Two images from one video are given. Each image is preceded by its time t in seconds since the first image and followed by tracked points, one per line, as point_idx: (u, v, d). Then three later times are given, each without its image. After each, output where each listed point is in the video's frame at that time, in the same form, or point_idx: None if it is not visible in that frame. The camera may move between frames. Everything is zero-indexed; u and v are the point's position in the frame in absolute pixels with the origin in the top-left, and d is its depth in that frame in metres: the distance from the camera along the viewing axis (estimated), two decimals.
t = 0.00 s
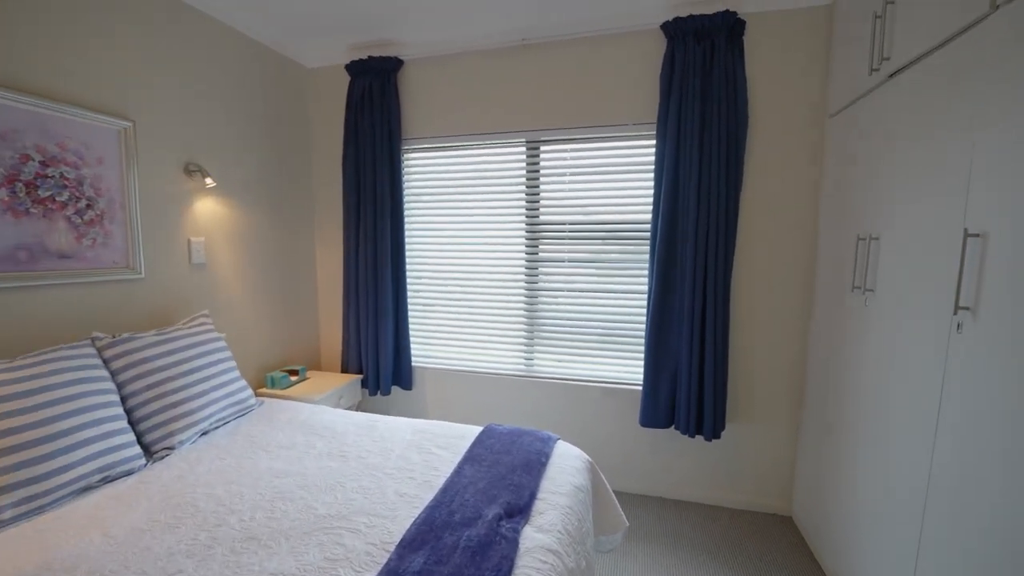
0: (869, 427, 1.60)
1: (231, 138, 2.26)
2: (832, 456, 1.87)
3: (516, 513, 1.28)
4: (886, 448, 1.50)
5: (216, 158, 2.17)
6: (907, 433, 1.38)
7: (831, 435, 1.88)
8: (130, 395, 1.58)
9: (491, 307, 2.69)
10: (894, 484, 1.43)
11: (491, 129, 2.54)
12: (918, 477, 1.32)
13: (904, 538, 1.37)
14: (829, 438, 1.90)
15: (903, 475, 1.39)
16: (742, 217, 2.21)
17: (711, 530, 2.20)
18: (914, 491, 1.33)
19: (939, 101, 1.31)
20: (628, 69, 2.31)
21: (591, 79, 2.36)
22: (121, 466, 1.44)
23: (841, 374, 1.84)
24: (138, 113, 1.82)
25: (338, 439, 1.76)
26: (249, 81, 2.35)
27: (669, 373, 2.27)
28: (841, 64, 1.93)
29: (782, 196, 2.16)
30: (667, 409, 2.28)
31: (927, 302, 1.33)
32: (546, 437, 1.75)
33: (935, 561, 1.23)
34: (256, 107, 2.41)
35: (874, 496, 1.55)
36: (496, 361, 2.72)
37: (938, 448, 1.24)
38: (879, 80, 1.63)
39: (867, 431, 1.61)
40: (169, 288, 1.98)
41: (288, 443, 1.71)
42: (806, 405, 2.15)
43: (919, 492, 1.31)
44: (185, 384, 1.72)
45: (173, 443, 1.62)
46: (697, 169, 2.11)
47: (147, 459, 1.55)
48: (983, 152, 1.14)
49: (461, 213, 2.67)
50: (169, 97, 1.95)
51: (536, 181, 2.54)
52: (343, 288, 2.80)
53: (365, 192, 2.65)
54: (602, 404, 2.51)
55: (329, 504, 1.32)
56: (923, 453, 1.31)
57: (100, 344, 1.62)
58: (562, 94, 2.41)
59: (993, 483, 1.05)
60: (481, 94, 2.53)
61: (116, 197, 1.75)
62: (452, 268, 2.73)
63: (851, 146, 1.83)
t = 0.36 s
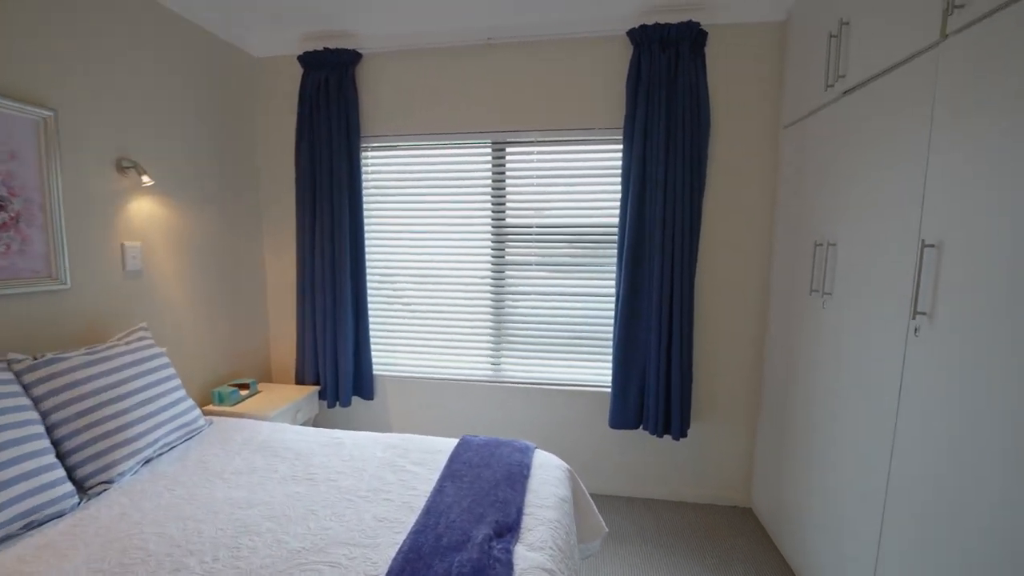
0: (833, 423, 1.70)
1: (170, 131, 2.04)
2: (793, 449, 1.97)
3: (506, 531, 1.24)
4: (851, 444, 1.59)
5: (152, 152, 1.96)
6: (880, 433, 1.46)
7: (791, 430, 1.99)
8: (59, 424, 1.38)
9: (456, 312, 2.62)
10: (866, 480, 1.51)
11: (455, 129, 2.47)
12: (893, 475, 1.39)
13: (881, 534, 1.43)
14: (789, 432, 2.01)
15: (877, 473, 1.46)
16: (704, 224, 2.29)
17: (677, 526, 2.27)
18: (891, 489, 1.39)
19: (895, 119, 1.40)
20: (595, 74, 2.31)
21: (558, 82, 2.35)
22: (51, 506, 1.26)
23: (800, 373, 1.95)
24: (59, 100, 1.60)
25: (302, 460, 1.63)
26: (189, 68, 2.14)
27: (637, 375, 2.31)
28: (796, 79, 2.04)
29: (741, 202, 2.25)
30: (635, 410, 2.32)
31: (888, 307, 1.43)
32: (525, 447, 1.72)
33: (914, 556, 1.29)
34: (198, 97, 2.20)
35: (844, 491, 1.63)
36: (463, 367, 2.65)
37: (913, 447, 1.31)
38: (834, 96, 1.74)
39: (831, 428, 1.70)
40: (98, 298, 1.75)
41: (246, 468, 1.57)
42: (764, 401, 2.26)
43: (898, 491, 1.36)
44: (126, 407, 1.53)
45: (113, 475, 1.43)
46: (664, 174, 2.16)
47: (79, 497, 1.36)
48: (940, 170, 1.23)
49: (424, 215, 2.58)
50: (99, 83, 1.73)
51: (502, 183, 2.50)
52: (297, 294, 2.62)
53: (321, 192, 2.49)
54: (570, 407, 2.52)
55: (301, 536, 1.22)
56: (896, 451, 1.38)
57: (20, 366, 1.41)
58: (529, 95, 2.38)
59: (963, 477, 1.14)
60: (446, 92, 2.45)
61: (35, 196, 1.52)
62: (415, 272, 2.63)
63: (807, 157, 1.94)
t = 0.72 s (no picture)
0: (794, 414, 1.78)
1: (92, 118, 1.81)
2: (755, 441, 2.05)
3: (495, 545, 1.18)
4: (811, 433, 1.67)
5: (71, 142, 1.72)
6: (859, 430, 1.43)
7: (754, 422, 2.07)
8: None
9: (420, 316, 2.51)
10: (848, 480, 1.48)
11: (417, 125, 2.37)
12: (875, 472, 1.35)
13: (871, 538, 1.37)
14: (751, 424, 2.09)
15: (856, 469, 1.44)
16: (668, 224, 2.34)
17: (647, 521, 2.30)
18: (879, 489, 1.34)
19: (852, 125, 1.49)
20: (560, 74, 2.30)
21: (523, 80, 2.32)
22: None
23: (761, 367, 2.03)
24: None
25: (260, 484, 1.49)
26: (116, 48, 1.91)
27: (606, 374, 2.32)
28: (751, 85, 2.13)
29: (702, 203, 2.32)
30: (605, 409, 2.33)
31: (846, 302, 1.51)
32: (503, 454, 1.67)
33: (907, 560, 1.23)
34: (126, 82, 1.97)
35: (823, 491, 1.60)
36: (427, 373, 2.55)
37: (894, 442, 1.28)
38: (790, 102, 1.82)
39: (793, 418, 1.78)
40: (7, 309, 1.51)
41: (196, 496, 1.40)
42: (725, 394, 2.35)
43: (885, 489, 1.32)
44: (45, 436, 1.32)
45: (31, 516, 1.23)
46: (630, 175, 2.19)
47: None
48: (893, 172, 1.30)
49: (384, 215, 2.46)
50: (4, 60, 1.49)
51: (466, 182, 2.43)
52: (244, 299, 2.41)
53: (270, 189, 2.31)
54: (539, 409, 2.50)
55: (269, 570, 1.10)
56: (861, 440, 1.42)
57: None
58: (494, 92, 2.33)
59: (950, 467, 1.11)
60: (407, 87, 2.35)
61: None
62: (375, 274, 2.50)
63: (764, 160, 2.03)
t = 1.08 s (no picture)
0: (763, 406, 1.84)
1: None
2: (724, 434, 2.11)
3: (490, 560, 1.12)
4: (782, 425, 1.73)
5: None
6: (852, 429, 1.40)
7: (721, 415, 2.13)
8: None
9: (382, 319, 2.37)
10: (843, 482, 1.44)
11: (378, 117, 2.24)
12: (860, 468, 1.37)
13: (870, 541, 1.33)
14: (719, 418, 2.15)
15: (838, 465, 1.46)
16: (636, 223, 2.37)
17: (618, 517, 2.31)
18: (879, 490, 1.31)
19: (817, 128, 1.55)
20: (529, 69, 2.26)
21: (490, 75, 2.25)
22: None
23: (727, 362, 2.09)
24: None
25: (214, 511, 1.32)
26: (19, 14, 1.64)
27: (578, 374, 2.30)
28: (715, 88, 2.19)
29: (668, 202, 2.37)
30: (576, 409, 2.32)
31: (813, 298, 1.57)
32: (483, 460, 1.59)
33: (907, 558, 1.22)
34: (32, 55, 1.70)
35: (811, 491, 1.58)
36: (391, 379, 2.42)
37: (894, 440, 1.25)
38: (755, 105, 1.88)
39: (762, 410, 1.84)
40: None
41: (138, 530, 1.22)
42: (691, 390, 2.40)
43: (886, 490, 1.28)
44: None
45: None
46: (599, 173, 2.19)
47: None
48: (861, 173, 1.36)
49: (342, 212, 2.29)
50: None
51: (431, 178, 2.32)
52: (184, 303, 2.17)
53: (214, 181, 2.09)
54: (509, 411, 2.44)
55: None
56: (835, 431, 1.47)
57: None
58: (461, 85, 2.25)
59: (956, 463, 1.09)
60: (367, 75, 2.21)
61: None
62: (333, 275, 2.33)
63: (728, 162, 2.09)
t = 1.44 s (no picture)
0: (737, 401, 1.90)
1: None
2: (696, 428, 2.18)
3: (491, 569, 1.09)
4: (756, 419, 1.79)
5: None
6: (851, 431, 1.39)
7: (693, 410, 2.20)
8: None
9: (351, 324, 2.27)
10: (842, 484, 1.43)
11: (345, 111, 2.14)
12: (856, 467, 1.37)
13: (877, 546, 1.31)
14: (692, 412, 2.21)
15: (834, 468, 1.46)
16: (609, 223, 2.40)
17: (595, 514, 2.33)
18: (880, 490, 1.30)
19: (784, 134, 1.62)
20: (501, 68, 2.24)
21: (462, 72, 2.21)
22: None
23: (699, 358, 2.16)
24: None
25: (182, 537, 1.21)
26: None
27: (555, 373, 2.31)
28: (682, 93, 2.26)
29: (639, 203, 2.42)
30: (553, 408, 2.32)
31: (785, 295, 1.65)
32: (470, 467, 1.56)
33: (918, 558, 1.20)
34: None
35: (793, 486, 1.61)
36: (361, 385, 2.32)
37: (895, 440, 1.25)
38: (723, 111, 1.95)
39: (735, 405, 1.91)
40: None
41: (93, 565, 1.10)
42: (663, 387, 2.47)
43: (889, 490, 1.27)
44: None
45: None
46: (575, 173, 2.20)
47: None
48: (829, 177, 1.44)
49: (307, 211, 2.17)
50: None
51: (401, 176, 2.25)
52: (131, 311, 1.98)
53: (164, 177, 1.92)
54: (484, 413, 2.41)
55: None
56: (812, 424, 1.53)
57: None
58: (432, 82, 2.19)
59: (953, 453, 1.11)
60: (333, 68, 2.11)
61: None
62: (297, 278, 2.20)
63: (696, 164, 2.16)
